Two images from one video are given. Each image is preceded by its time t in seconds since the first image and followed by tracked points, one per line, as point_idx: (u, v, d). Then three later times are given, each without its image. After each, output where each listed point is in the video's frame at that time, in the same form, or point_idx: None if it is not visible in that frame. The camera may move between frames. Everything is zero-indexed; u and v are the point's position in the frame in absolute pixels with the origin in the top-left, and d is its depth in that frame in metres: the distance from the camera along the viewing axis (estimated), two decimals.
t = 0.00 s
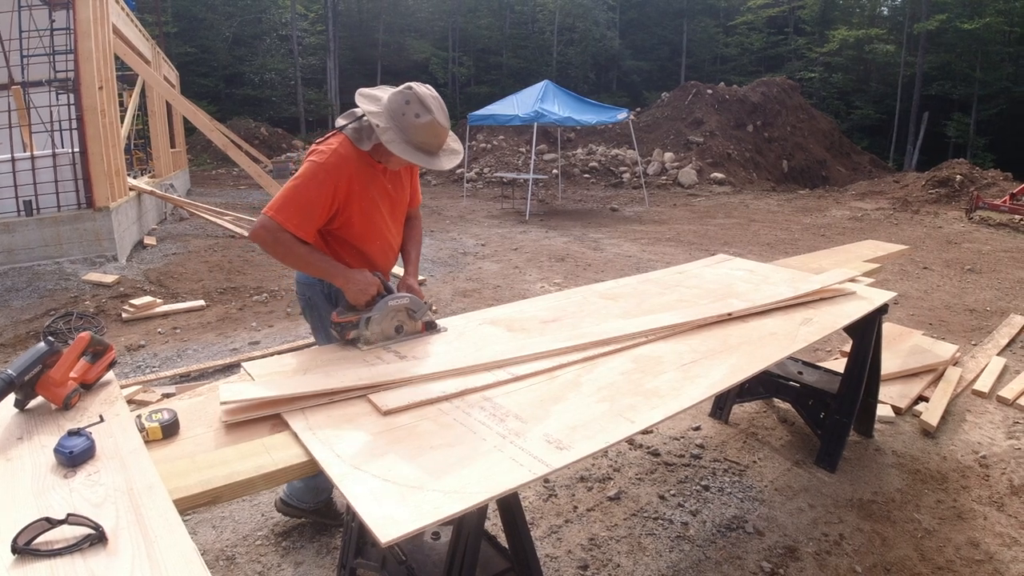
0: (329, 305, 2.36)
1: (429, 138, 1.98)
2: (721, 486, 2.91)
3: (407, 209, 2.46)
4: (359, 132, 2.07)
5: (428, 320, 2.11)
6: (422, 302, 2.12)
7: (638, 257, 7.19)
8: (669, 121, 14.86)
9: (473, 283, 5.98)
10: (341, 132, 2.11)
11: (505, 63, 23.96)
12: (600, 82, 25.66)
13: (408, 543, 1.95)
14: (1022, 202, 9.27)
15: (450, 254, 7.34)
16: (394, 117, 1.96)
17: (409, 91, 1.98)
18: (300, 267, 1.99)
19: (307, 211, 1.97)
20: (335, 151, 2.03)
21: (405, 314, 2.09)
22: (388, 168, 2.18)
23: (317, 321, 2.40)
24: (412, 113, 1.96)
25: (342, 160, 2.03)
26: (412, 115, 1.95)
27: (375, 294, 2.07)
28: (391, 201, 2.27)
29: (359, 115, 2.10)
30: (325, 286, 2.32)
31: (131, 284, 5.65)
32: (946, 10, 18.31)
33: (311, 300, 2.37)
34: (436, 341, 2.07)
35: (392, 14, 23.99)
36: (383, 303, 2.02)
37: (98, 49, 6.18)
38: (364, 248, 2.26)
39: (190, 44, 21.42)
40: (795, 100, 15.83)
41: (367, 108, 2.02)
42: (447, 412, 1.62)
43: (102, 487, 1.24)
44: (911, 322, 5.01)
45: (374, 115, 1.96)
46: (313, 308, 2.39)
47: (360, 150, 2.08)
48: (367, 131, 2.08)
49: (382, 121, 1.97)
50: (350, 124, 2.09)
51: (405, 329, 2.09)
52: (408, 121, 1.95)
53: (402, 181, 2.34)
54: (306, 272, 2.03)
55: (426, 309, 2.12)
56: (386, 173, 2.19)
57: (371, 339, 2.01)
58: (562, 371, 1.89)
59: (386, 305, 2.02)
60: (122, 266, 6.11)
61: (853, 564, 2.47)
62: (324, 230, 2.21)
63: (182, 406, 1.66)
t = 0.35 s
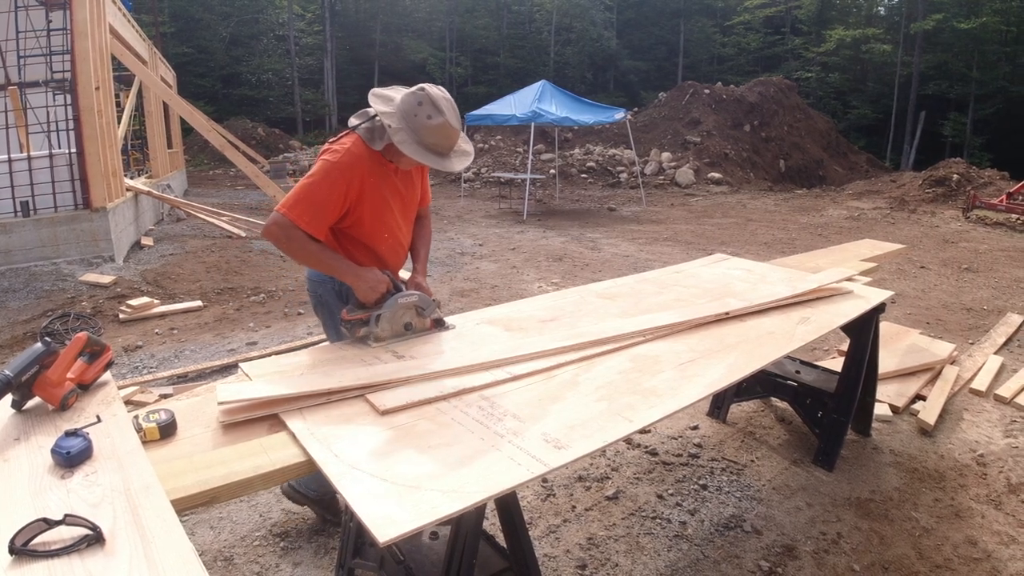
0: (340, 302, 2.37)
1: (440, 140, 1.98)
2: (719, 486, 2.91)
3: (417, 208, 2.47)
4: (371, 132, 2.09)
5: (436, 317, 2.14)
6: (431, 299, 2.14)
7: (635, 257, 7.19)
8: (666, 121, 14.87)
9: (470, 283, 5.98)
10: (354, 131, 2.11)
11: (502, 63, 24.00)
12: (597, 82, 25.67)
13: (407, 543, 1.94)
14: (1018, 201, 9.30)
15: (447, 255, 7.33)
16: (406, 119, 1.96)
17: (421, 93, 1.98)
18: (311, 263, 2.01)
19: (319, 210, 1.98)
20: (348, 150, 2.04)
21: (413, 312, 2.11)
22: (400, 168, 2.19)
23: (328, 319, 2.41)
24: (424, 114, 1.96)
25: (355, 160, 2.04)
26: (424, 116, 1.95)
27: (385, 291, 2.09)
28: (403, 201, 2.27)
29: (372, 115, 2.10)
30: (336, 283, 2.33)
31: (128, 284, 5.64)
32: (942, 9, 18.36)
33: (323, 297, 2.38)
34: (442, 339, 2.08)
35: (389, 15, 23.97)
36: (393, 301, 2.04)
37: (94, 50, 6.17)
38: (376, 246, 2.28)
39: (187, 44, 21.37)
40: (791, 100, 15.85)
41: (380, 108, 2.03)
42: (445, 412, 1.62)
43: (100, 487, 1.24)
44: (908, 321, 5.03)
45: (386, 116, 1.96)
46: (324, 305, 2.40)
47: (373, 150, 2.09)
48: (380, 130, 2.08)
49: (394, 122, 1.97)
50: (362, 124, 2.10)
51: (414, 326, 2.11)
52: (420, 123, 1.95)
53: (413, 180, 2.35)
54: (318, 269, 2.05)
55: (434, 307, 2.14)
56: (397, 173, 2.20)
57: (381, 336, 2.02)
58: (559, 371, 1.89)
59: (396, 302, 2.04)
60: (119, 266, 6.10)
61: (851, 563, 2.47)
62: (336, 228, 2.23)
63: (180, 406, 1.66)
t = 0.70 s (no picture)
0: (346, 300, 2.38)
1: (446, 140, 1.98)
2: (719, 485, 2.91)
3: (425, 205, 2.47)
4: (374, 131, 2.09)
5: (446, 314, 2.16)
6: (441, 297, 2.17)
7: (634, 257, 7.19)
8: (665, 121, 14.88)
9: (469, 283, 5.99)
10: (357, 132, 2.12)
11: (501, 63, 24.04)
12: (596, 82, 25.68)
13: (407, 543, 1.94)
14: (1016, 200, 9.32)
15: (446, 255, 7.33)
16: (411, 119, 1.96)
17: (426, 92, 1.97)
18: (321, 266, 2.04)
19: (327, 212, 2.00)
20: (352, 151, 2.05)
21: (424, 310, 2.14)
22: (405, 167, 2.19)
23: (333, 316, 2.42)
24: (429, 114, 1.96)
25: (360, 161, 2.06)
26: (429, 117, 1.95)
27: (396, 289, 2.11)
28: (410, 199, 2.28)
29: (375, 114, 2.10)
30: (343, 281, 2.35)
31: (127, 285, 5.64)
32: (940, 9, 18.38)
33: (330, 296, 2.39)
34: (454, 336, 2.11)
35: (388, 14, 23.97)
36: (404, 299, 2.06)
37: (93, 50, 6.17)
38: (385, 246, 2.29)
39: (185, 44, 21.35)
40: (790, 99, 15.86)
41: (384, 109, 2.03)
42: (444, 412, 1.62)
43: (100, 488, 1.24)
44: (906, 321, 5.03)
45: (391, 117, 1.96)
46: (331, 303, 2.41)
47: (377, 149, 2.09)
48: (383, 130, 2.08)
49: (399, 124, 1.97)
50: (366, 124, 2.10)
51: (424, 323, 2.14)
52: (425, 123, 1.95)
53: (421, 178, 2.35)
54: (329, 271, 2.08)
55: (443, 305, 2.18)
56: (403, 171, 2.21)
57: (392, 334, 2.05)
58: (558, 371, 1.89)
59: (407, 300, 2.07)
60: (118, 266, 6.10)
61: (850, 562, 2.47)
62: (343, 229, 2.25)
63: (180, 407, 1.66)
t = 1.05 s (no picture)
0: (349, 298, 2.38)
1: (445, 135, 1.98)
2: (717, 485, 2.92)
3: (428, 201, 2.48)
4: (373, 129, 2.09)
5: (457, 310, 2.20)
6: (451, 293, 2.20)
7: (632, 257, 7.19)
8: (663, 121, 14.89)
9: (468, 283, 5.99)
10: (355, 130, 2.11)
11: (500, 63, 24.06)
12: (595, 82, 25.70)
13: (405, 543, 1.94)
14: (1014, 200, 9.34)
15: (445, 255, 7.33)
16: (409, 115, 1.97)
17: (423, 89, 1.98)
18: (332, 267, 2.07)
19: (334, 213, 2.02)
20: (351, 149, 2.05)
21: (435, 306, 2.17)
22: (405, 163, 2.19)
23: (336, 314, 2.42)
24: (427, 110, 1.97)
25: (361, 159, 2.06)
26: (428, 113, 1.96)
27: (408, 287, 2.17)
28: (412, 195, 2.29)
29: (372, 111, 2.10)
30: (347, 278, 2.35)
31: (125, 285, 5.63)
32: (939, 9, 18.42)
33: (333, 294, 2.40)
34: (465, 332, 2.15)
35: (386, 15, 23.96)
36: (416, 296, 2.10)
37: (91, 50, 6.16)
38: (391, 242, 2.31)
39: (184, 45, 21.32)
40: (788, 99, 15.87)
41: (382, 106, 2.03)
42: (442, 412, 1.62)
43: (97, 489, 1.24)
44: (905, 321, 5.03)
45: (389, 114, 1.96)
46: (334, 301, 2.42)
47: (376, 146, 2.10)
48: (381, 128, 2.08)
49: (397, 121, 1.97)
50: (364, 121, 2.10)
51: (436, 320, 2.18)
52: (423, 119, 1.96)
53: (423, 174, 2.36)
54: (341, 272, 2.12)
55: (455, 301, 2.21)
56: (405, 167, 2.22)
57: (405, 330, 2.09)
58: (556, 371, 1.89)
59: (419, 298, 2.11)
60: (116, 267, 6.09)
61: (848, 561, 2.47)
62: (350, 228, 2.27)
63: (177, 407, 1.66)
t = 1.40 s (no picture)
0: (352, 299, 2.36)
1: (452, 135, 2.01)
2: (713, 486, 2.92)
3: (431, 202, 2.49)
4: (379, 130, 2.09)
5: (466, 308, 2.22)
6: (460, 291, 2.23)
7: (630, 257, 7.20)
8: (661, 122, 14.90)
9: (465, 283, 5.99)
10: (361, 130, 2.12)
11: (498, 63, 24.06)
12: (592, 83, 25.74)
13: (402, 543, 1.94)
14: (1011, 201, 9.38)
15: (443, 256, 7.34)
16: (417, 116, 1.99)
17: (431, 90, 2.00)
18: (343, 268, 2.09)
19: (344, 214, 2.04)
20: (358, 150, 2.06)
21: (444, 305, 2.20)
22: (411, 164, 2.21)
23: (340, 314, 2.41)
24: (435, 111, 1.99)
25: (368, 161, 2.06)
26: (435, 113, 1.98)
27: (417, 286, 2.20)
28: (417, 196, 2.30)
29: (379, 113, 2.11)
30: (350, 278, 2.34)
31: (122, 285, 5.62)
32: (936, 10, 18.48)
33: (337, 295, 2.41)
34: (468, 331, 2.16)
35: (384, 15, 23.96)
36: (425, 294, 2.13)
37: (88, 50, 6.16)
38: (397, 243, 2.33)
39: (181, 44, 21.29)
40: (786, 100, 15.90)
41: (389, 107, 2.05)
42: (439, 413, 1.62)
43: (94, 490, 1.24)
44: (901, 321, 5.05)
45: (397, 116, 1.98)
46: (338, 302, 2.42)
47: (384, 147, 2.10)
48: (388, 128, 2.09)
49: (405, 121, 1.99)
50: (370, 122, 2.11)
51: (445, 318, 2.20)
52: (431, 119, 1.98)
53: (428, 174, 2.38)
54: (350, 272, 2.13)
55: (463, 300, 2.24)
56: (411, 168, 2.23)
57: (414, 328, 2.11)
58: (554, 371, 1.89)
59: (428, 296, 2.14)
60: (113, 267, 6.08)
61: (845, 562, 2.48)
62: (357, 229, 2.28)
63: (174, 407, 1.65)
